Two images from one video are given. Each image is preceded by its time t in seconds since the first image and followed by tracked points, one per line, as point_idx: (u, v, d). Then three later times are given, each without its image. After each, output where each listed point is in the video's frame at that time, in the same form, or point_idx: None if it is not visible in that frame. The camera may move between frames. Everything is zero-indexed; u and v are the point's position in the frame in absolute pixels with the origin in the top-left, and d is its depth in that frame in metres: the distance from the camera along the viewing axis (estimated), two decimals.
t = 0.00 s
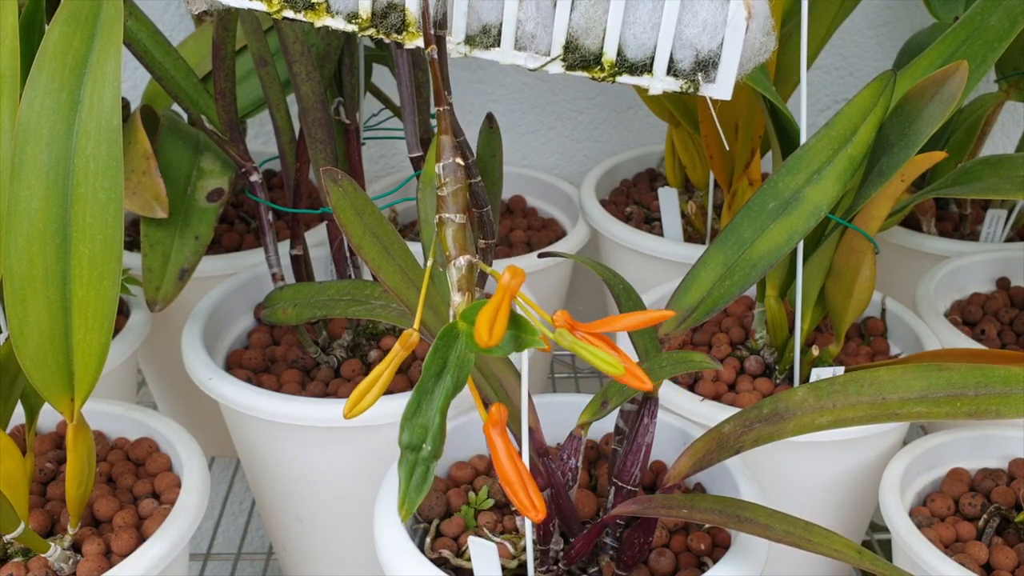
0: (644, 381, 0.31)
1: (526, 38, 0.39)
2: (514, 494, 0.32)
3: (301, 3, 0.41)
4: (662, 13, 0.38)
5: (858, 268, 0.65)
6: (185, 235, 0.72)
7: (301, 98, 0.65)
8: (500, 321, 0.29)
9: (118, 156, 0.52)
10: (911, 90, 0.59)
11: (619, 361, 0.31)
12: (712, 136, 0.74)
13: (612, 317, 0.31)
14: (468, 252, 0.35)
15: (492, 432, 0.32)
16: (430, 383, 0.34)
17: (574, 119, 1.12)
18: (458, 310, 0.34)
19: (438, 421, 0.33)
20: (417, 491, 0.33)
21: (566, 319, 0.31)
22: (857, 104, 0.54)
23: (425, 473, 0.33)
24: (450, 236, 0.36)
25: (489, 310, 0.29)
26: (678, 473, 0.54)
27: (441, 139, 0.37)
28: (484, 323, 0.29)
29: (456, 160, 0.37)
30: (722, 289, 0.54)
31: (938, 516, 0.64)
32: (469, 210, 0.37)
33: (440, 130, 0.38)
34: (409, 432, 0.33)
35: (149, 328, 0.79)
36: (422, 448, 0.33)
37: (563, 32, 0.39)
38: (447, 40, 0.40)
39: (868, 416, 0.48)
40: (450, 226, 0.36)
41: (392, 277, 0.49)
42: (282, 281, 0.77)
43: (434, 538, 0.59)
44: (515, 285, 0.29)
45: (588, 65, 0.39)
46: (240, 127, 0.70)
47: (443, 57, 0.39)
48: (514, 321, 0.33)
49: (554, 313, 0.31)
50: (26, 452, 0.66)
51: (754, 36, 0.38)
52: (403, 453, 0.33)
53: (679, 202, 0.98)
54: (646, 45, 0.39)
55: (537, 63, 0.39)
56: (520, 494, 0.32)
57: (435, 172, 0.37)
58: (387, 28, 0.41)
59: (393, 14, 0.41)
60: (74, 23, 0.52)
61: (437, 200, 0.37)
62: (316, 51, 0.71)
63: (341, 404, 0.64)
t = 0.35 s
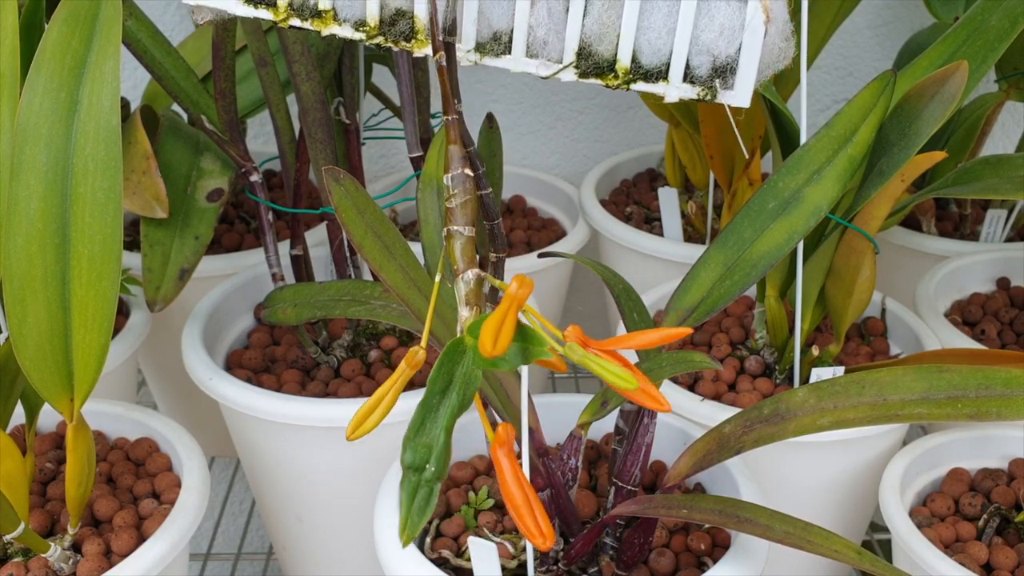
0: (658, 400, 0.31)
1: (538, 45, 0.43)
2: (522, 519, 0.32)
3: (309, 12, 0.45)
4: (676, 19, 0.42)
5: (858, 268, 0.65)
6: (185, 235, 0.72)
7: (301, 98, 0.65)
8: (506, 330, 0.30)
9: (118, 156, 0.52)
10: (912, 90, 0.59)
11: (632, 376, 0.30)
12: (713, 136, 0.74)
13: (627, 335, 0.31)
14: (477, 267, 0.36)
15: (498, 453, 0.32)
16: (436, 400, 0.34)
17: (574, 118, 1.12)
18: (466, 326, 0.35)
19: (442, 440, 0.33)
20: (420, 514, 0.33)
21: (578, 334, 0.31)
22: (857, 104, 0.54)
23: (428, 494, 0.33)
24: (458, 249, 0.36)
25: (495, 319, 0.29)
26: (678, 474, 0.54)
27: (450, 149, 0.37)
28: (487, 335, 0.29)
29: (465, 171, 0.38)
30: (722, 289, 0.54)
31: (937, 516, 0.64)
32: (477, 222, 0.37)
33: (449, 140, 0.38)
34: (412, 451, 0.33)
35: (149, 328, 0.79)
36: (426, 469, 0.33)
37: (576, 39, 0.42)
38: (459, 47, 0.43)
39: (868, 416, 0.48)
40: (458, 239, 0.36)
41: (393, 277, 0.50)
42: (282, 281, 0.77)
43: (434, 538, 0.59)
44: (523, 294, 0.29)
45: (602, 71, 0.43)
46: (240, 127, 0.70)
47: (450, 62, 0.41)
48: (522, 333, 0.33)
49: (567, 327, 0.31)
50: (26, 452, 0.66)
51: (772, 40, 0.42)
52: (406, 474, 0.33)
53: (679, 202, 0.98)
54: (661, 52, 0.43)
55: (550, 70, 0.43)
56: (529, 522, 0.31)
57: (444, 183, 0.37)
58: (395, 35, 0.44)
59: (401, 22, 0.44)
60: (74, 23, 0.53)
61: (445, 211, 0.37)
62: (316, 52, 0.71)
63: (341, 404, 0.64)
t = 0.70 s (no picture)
0: (705, 397, 0.31)
1: (566, 46, 0.43)
2: (572, 524, 0.32)
3: (329, 22, 0.45)
4: (706, 14, 0.41)
5: (858, 268, 0.65)
6: (185, 235, 0.72)
7: (301, 98, 0.65)
8: (555, 332, 0.30)
9: (118, 156, 0.52)
10: (912, 90, 0.59)
11: (680, 374, 0.31)
12: (713, 137, 0.74)
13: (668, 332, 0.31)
14: (511, 271, 0.37)
15: (544, 458, 0.33)
16: (479, 407, 0.35)
17: (574, 119, 1.12)
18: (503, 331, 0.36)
19: (490, 447, 0.35)
20: (470, 520, 0.35)
21: (620, 334, 0.31)
22: (857, 104, 0.54)
23: (478, 500, 0.35)
24: (491, 255, 0.37)
25: (543, 322, 0.30)
26: (678, 473, 0.54)
27: (481, 155, 0.38)
28: (537, 338, 0.30)
29: (494, 174, 0.38)
30: (722, 289, 0.54)
31: (938, 516, 0.64)
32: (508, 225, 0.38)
33: (478, 145, 0.38)
34: (460, 459, 0.35)
35: (149, 328, 0.79)
36: (474, 476, 0.35)
37: (604, 38, 0.42)
38: (486, 51, 0.43)
39: (868, 417, 0.48)
40: (491, 245, 0.38)
41: (392, 277, 0.49)
42: (282, 281, 0.77)
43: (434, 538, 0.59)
44: (567, 296, 0.30)
45: (631, 71, 0.43)
46: (240, 127, 0.70)
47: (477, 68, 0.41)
48: (570, 337, 0.33)
49: (609, 328, 0.32)
50: (26, 452, 0.66)
51: (803, 33, 0.42)
52: (456, 481, 0.35)
53: (679, 202, 0.98)
54: (690, 48, 0.42)
55: (577, 70, 0.43)
56: (578, 525, 0.32)
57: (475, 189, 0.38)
58: (419, 42, 0.44)
59: (424, 28, 0.43)
60: (74, 23, 0.53)
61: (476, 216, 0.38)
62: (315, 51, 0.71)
63: (341, 404, 0.64)
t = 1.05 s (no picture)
0: (658, 354, 0.31)
1: (543, 27, 0.41)
2: (536, 465, 0.32)
3: None
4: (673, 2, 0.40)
5: (858, 268, 0.65)
6: (185, 235, 0.72)
7: (301, 98, 0.65)
8: (521, 302, 0.30)
9: (118, 156, 0.52)
10: (912, 90, 0.59)
11: (636, 337, 0.31)
12: (713, 137, 0.74)
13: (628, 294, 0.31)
14: (489, 236, 0.38)
15: (513, 406, 0.32)
16: (455, 359, 0.34)
17: (574, 118, 1.12)
18: (480, 291, 0.36)
19: (464, 396, 0.34)
20: (446, 460, 0.34)
21: (583, 298, 0.31)
22: (857, 104, 0.54)
23: (452, 444, 0.34)
24: (471, 220, 0.38)
25: (510, 291, 0.30)
26: (678, 474, 0.54)
27: (461, 126, 0.38)
28: (505, 306, 0.30)
29: (476, 146, 0.39)
30: (722, 289, 0.54)
31: (938, 516, 0.64)
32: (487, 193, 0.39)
33: (460, 117, 0.39)
34: (436, 406, 0.34)
35: (149, 328, 0.79)
36: (449, 421, 0.34)
37: (578, 20, 0.41)
38: (468, 29, 0.42)
39: (868, 416, 0.48)
40: (471, 210, 0.38)
41: (392, 278, 0.49)
42: (282, 281, 0.77)
43: (434, 538, 0.59)
44: (534, 266, 0.30)
45: (603, 52, 0.41)
46: (240, 127, 0.70)
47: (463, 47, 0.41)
48: (534, 302, 0.33)
49: (572, 292, 0.31)
50: (26, 452, 0.66)
51: (763, 22, 0.40)
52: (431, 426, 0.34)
53: (679, 202, 0.98)
54: (658, 33, 0.41)
55: (553, 50, 0.41)
56: (541, 465, 0.31)
57: (455, 158, 0.38)
58: (407, 19, 0.42)
59: (413, 6, 0.42)
60: (75, 23, 0.52)
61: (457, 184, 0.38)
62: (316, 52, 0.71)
63: (341, 404, 0.64)
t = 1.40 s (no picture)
0: (673, 360, 0.31)
1: (554, 29, 0.42)
2: (550, 472, 0.32)
3: None
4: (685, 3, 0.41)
5: (858, 268, 0.65)
6: (185, 236, 0.72)
7: (301, 98, 0.65)
8: (532, 306, 0.31)
9: (118, 157, 0.52)
10: (912, 90, 0.59)
11: (650, 342, 0.31)
12: (712, 137, 0.74)
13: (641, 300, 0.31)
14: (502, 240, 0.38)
15: (527, 414, 0.33)
16: (468, 366, 0.35)
17: (574, 118, 1.12)
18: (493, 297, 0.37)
19: (477, 403, 0.35)
20: (459, 471, 0.35)
21: (598, 303, 0.31)
22: (857, 104, 0.54)
23: (466, 452, 0.35)
24: (484, 224, 0.38)
25: (522, 297, 0.30)
26: (678, 473, 0.54)
27: (475, 129, 0.38)
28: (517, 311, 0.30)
29: (487, 148, 0.38)
30: (722, 289, 0.54)
31: (938, 516, 0.64)
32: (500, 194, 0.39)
33: (472, 120, 0.38)
34: (449, 413, 0.35)
35: (149, 328, 0.79)
36: (462, 429, 0.35)
37: (589, 22, 0.42)
38: (479, 31, 0.42)
39: (868, 416, 0.48)
40: (484, 214, 0.38)
41: (392, 277, 0.49)
42: (282, 281, 0.77)
43: (434, 538, 0.59)
44: (546, 270, 0.30)
45: (615, 54, 0.42)
46: (240, 127, 0.70)
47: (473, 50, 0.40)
48: (547, 308, 0.34)
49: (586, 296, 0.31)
50: (26, 452, 0.66)
51: (776, 21, 0.42)
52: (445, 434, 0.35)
53: (679, 202, 0.98)
54: (670, 33, 0.42)
55: (566, 52, 0.42)
56: (556, 473, 0.32)
57: (468, 162, 0.38)
58: (418, 21, 0.43)
59: (424, 8, 0.43)
60: (75, 23, 0.53)
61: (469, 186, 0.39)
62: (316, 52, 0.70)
63: (341, 404, 0.64)
